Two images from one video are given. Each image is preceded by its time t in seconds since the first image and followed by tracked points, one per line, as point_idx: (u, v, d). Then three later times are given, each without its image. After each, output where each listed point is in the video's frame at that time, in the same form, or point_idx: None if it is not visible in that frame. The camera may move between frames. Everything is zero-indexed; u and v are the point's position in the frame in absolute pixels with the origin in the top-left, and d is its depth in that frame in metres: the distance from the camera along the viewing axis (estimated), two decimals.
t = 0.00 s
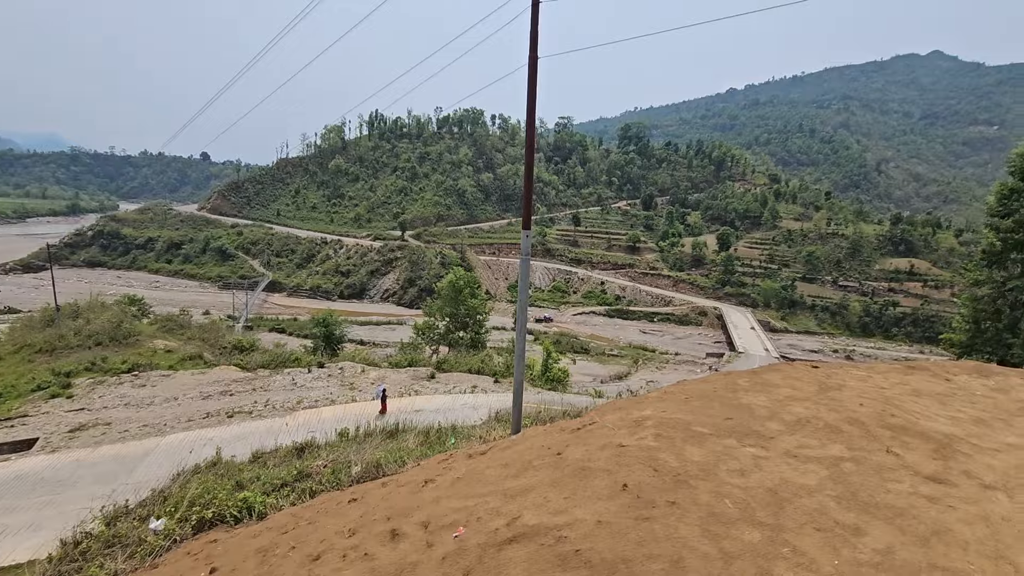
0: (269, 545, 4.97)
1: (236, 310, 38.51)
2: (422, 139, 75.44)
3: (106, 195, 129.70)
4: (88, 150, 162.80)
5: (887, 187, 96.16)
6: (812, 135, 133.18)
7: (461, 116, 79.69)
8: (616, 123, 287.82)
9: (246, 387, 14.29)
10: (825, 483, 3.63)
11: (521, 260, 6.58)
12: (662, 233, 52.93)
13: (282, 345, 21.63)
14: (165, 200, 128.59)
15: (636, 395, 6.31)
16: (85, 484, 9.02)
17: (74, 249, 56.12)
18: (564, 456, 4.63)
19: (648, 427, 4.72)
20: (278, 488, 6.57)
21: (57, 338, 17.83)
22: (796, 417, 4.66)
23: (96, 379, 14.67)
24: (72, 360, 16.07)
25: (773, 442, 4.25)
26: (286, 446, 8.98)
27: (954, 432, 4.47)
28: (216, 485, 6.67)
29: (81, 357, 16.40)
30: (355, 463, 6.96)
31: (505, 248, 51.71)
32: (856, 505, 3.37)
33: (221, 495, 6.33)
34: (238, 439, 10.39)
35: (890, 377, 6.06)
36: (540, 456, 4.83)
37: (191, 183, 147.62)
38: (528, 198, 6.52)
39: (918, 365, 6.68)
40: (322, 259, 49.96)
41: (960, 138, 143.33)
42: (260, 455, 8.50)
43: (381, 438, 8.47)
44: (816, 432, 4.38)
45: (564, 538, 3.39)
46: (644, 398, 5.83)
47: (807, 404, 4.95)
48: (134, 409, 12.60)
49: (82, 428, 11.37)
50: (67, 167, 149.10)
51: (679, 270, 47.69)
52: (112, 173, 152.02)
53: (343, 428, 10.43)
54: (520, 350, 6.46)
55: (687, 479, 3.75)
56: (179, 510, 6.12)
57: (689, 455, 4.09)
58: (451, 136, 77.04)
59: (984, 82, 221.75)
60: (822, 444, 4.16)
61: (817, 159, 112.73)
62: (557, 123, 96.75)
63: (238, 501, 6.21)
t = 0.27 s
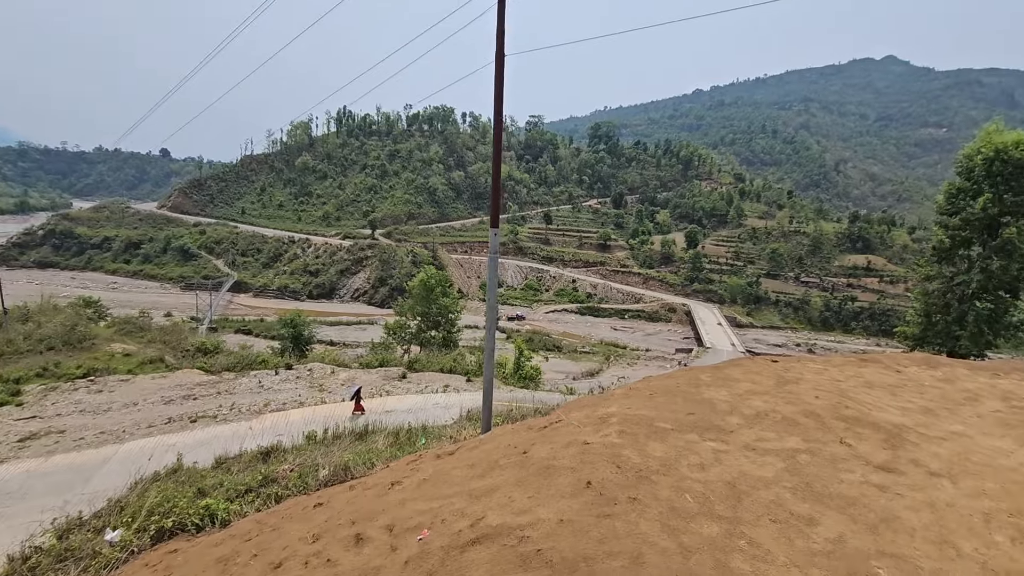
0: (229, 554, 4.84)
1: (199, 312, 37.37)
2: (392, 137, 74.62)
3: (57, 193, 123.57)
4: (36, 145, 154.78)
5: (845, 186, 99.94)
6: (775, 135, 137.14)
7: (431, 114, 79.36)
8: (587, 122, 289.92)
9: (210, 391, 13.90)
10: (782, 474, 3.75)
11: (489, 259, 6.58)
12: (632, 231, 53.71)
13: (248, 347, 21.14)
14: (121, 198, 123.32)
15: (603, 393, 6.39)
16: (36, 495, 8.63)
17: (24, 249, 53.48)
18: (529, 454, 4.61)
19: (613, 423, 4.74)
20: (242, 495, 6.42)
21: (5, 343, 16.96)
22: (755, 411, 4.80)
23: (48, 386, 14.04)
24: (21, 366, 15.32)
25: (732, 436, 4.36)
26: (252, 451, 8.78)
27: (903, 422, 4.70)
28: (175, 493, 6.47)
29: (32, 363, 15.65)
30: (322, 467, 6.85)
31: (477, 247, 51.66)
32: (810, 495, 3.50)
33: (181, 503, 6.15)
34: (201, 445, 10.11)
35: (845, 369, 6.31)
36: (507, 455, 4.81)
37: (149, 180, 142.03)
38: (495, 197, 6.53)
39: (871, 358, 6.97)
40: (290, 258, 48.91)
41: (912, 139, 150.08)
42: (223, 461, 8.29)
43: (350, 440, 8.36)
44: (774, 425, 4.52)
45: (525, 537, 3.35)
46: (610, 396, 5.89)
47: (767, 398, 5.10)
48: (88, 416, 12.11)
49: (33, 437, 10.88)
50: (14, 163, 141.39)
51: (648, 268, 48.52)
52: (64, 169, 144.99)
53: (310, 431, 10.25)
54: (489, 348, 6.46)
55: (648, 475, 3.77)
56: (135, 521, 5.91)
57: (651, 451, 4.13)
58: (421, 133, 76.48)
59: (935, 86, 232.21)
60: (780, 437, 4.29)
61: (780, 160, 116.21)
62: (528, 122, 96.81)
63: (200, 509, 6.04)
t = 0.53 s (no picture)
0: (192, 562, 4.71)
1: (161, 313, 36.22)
2: (361, 133, 73.55)
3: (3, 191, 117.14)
4: None
5: (806, 184, 103.19)
6: (740, 135, 140.55)
7: (401, 111, 78.70)
8: (559, 119, 291.01)
9: (173, 395, 13.50)
10: (745, 467, 3.85)
11: (459, 258, 6.57)
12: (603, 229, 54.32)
13: (213, 349, 20.63)
14: (74, 196, 117.84)
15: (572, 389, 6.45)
16: None
17: None
18: (497, 453, 4.60)
19: (581, 420, 4.78)
20: (206, 502, 6.26)
21: None
22: (720, 404, 4.92)
23: None
24: None
25: (697, 429, 4.47)
26: (217, 456, 8.58)
27: (860, 412, 4.89)
28: (135, 502, 6.26)
29: None
30: (290, 471, 6.74)
31: (449, 245, 51.52)
32: (771, 486, 3.61)
33: (141, 512, 5.96)
34: (163, 451, 9.81)
35: (805, 362, 6.52)
36: (475, 455, 4.80)
37: (105, 177, 136.14)
38: (465, 197, 6.53)
39: (831, 350, 7.21)
40: (256, 258, 47.78)
41: (869, 139, 156.13)
42: (186, 467, 8.06)
43: (319, 442, 8.25)
44: (738, 418, 4.64)
45: (491, 538, 3.33)
46: (579, 392, 5.95)
47: (730, 392, 5.23)
48: (41, 424, 11.62)
49: None
50: None
51: (620, 265, 49.11)
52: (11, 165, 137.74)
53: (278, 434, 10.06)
54: (460, 348, 6.46)
55: (615, 471, 3.82)
56: (91, 532, 5.69)
57: (618, 447, 4.19)
58: (391, 130, 75.64)
59: (891, 88, 241.54)
60: (742, 430, 4.41)
61: (746, 159, 119.07)
62: (499, 119, 96.66)
63: (161, 517, 5.87)
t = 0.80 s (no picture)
0: None
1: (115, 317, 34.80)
2: (326, 130, 72.11)
3: None
4: None
5: (767, 182, 106.50)
6: (704, 135, 143.91)
7: (366, 107, 77.55)
8: (529, 117, 291.11)
9: (129, 402, 13.00)
10: (706, 459, 3.96)
11: (425, 257, 6.51)
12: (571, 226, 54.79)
13: (171, 353, 19.96)
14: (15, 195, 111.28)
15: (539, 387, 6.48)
16: None
17: None
18: (463, 452, 4.60)
19: (546, 417, 4.82)
20: (163, 512, 6.06)
21: None
22: (682, 398, 5.04)
23: None
24: None
25: (660, 423, 4.57)
26: (176, 464, 8.32)
27: (815, 403, 5.09)
28: (86, 515, 6.00)
29: None
30: (252, 477, 6.59)
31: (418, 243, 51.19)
32: (731, 477, 3.73)
33: (93, 525, 5.72)
34: (118, 460, 9.43)
35: (764, 355, 6.74)
36: (441, 455, 4.78)
37: (51, 174, 129.01)
38: (430, 194, 6.46)
39: (788, 343, 7.48)
40: (217, 258, 46.33)
41: (825, 138, 162.27)
42: (143, 477, 7.78)
43: (283, 446, 8.09)
44: (699, 411, 4.77)
45: (455, 539, 3.32)
46: (546, 389, 5.99)
47: (693, 385, 5.37)
48: None
49: None
50: None
51: (588, 262, 49.65)
52: None
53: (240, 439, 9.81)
54: (427, 347, 6.42)
55: (579, 468, 3.87)
56: (39, 548, 5.44)
57: (582, 443, 4.24)
58: (357, 127, 74.50)
59: (845, 89, 251.17)
60: (703, 423, 4.53)
61: (709, 157, 122.01)
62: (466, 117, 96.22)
63: (114, 530, 5.64)
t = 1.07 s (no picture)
0: None
1: (60, 323, 33.09)
2: (285, 128, 70.28)
3: None
4: None
5: (725, 182, 109.70)
6: (665, 135, 147.15)
7: (328, 104, 75.98)
8: (495, 116, 290.72)
9: (75, 412, 12.40)
10: (666, 453, 4.07)
11: (388, 256, 6.43)
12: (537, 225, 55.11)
13: (121, 360, 19.17)
14: None
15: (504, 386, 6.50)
16: None
17: None
18: (427, 455, 4.58)
19: (511, 416, 4.84)
20: (111, 528, 5.81)
21: None
22: (644, 394, 5.15)
23: None
24: None
25: (623, 419, 4.66)
26: (127, 476, 7.98)
27: (770, 395, 5.28)
28: (27, 534, 5.68)
29: None
30: (209, 487, 6.38)
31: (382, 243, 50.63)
32: (690, 470, 3.84)
33: (35, 543, 5.43)
34: (63, 474, 8.97)
35: (723, 349, 6.95)
36: (404, 458, 4.74)
37: None
38: (392, 193, 6.37)
39: (746, 337, 7.74)
40: (170, 260, 44.54)
41: (780, 139, 168.26)
42: (91, 491, 7.43)
43: (243, 454, 7.88)
44: (661, 406, 4.88)
45: (418, 542, 3.30)
46: (511, 388, 6.01)
47: (654, 380, 5.50)
48: None
49: None
50: None
51: (554, 261, 50.07)
52: None
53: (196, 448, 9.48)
54: (391, 349, 6.35)
55: (542, 466, 3.91)
56: None
57: (546, 442, 4.28)
58: (317, 125, 73.07)
59: (799, 91, 261.17)
60: (665, 418, 4.65)
61: (670, 158, 124.81)
62: (431, 116, 95.46)
63: (59, 548, 5.37)
